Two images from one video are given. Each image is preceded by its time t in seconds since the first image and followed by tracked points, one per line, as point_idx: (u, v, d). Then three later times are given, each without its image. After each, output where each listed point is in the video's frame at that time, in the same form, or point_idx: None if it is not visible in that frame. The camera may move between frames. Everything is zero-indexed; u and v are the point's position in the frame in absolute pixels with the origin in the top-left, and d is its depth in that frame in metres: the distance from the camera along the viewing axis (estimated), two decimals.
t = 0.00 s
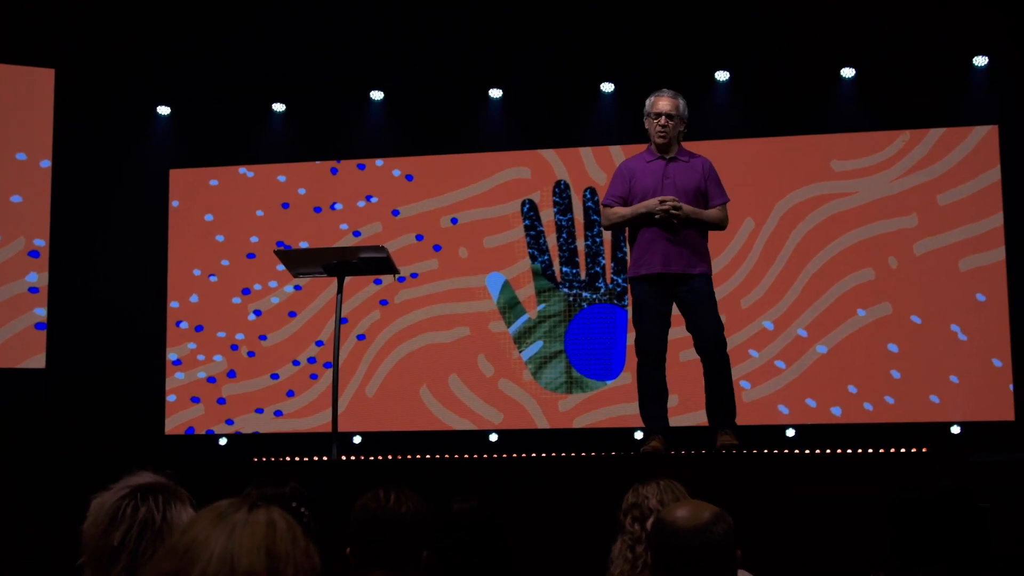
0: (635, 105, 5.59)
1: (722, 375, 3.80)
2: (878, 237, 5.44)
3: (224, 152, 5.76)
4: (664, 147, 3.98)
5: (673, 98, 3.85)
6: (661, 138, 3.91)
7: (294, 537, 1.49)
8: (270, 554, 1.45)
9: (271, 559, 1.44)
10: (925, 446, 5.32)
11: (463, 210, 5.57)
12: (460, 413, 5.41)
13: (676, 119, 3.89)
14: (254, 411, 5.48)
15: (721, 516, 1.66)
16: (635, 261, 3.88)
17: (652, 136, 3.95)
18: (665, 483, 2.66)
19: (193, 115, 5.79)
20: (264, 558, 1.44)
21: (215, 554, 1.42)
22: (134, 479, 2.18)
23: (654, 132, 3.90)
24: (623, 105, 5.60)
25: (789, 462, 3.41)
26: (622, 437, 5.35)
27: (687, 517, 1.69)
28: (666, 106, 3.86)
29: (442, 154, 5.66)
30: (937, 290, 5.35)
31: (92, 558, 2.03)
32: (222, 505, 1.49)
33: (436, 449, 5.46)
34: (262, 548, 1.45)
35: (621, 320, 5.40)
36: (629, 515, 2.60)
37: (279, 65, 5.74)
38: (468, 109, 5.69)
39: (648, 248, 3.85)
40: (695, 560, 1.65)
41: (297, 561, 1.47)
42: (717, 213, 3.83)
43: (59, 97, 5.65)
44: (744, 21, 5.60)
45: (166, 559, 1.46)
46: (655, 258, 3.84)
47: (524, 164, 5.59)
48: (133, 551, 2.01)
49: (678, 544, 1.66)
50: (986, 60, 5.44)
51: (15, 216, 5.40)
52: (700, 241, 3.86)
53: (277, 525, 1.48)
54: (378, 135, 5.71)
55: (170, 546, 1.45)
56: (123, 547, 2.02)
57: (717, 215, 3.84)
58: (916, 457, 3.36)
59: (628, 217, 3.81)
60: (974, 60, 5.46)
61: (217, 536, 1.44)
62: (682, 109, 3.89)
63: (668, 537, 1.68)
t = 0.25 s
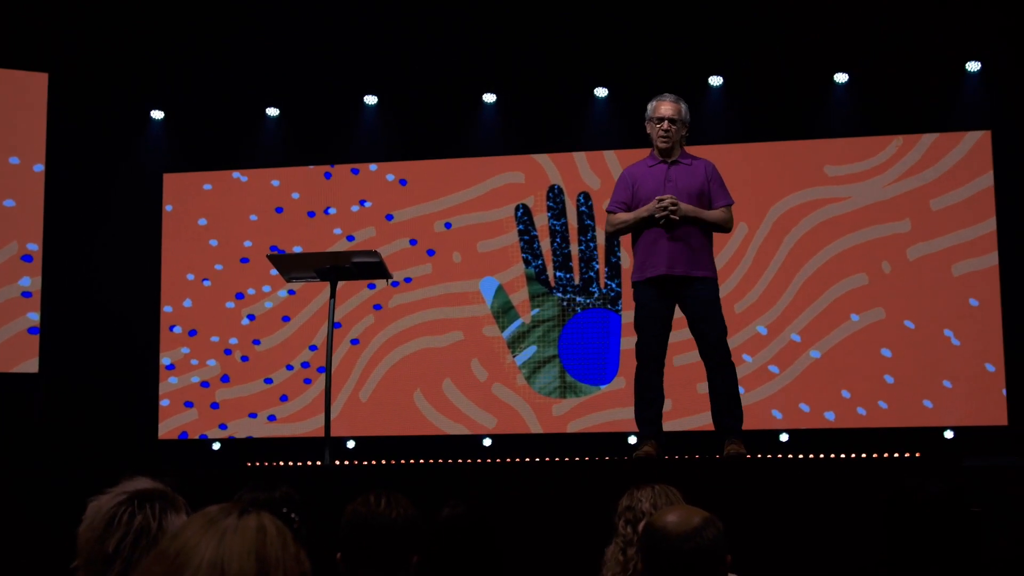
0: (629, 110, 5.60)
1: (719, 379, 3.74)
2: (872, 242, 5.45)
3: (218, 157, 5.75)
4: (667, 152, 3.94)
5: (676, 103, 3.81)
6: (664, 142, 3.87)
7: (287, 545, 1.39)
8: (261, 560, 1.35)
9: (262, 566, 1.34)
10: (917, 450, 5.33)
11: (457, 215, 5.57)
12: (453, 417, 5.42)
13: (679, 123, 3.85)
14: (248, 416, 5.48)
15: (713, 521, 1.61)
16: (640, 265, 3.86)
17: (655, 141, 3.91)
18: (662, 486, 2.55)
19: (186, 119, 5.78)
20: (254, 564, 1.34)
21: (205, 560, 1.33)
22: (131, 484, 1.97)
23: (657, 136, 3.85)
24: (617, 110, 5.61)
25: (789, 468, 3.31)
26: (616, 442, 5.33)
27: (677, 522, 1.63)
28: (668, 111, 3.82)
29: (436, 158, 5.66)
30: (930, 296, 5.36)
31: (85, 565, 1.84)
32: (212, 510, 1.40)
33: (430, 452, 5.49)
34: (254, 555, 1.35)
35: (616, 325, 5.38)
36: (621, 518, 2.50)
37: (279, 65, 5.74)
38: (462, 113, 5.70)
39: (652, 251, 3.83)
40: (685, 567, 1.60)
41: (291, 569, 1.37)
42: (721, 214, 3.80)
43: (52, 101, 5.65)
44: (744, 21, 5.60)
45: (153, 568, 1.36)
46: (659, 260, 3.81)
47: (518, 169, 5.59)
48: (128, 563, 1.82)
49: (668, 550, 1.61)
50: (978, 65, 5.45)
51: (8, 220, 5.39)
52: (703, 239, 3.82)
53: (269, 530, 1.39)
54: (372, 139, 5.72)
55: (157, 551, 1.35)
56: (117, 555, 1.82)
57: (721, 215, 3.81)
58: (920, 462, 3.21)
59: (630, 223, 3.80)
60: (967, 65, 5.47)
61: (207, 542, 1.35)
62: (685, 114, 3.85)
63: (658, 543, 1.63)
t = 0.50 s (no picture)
0: (626, 113, 5.60)
1: (720, 382, 3.73)
2: (869, 245, 5.45)
3: (215, 160, 5.75)
4: (682, 155, 3.92)
5: (691, 105, 3.80)
6: (680, 145, 3.84)
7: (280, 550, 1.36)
8: (254, 565, 1.33)
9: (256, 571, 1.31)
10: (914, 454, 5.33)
11: (455, 218, 5.57)
12: (450, 421, 5.41)
13: (695, 126, 3.83)
14: (246, 419, 5.48)
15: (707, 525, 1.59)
16: (658, 267, 3.85)
17: (670, 144, 3.88)
18: (662, 490, 2.53)
19: (183, 123, 5.77)
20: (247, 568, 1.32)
21: (198, 564, 1.30)
22: (131, 487, 1.94)
23: (673, 139, 3.83)
24: (615, 113, 5.61)
25: (787, 472, 3.30)
26: (613, 445, 5.35)
27: (672, 525, 1.61)
28: (684, 113, 3.80)
29: (433, 162, 5.67)
30: (927, 299, 5.36)
31: (80, 569, 1.80)
32: (207, 514, 1.37)
33: (427, 456, 5.49)
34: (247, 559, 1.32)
35: (613, 328, 5.41)
36: (620, 519, 2.50)
37: (277, 68, 5.75)
38: (460, 116, 5.70)
39: (669, 252, 3.82)
40: (679, 571, 1.57)
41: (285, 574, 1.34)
42: (738, 215, 3.78)
43: (49, 105, 5.65)
44: (744, 21, 5.61)
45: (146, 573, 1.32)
46: (677, 262, 3.80)
47: (515, 172, 5.60)
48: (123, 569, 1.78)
49: (662, 552, 1.59)
50: (976, 69, 5.45)
51: (5, 224, 5.38)
52: (721, 240, 3.80)
53: (261, 535, 1.36)
54: (369, 142, 5.72)
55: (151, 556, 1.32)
56: (113, 561, 1.78)
57: (739, 215, 3.79)
58: (918, 464, 3.20)
59: (646, 226, 3.79)
60: (964, 69, 5.47)
61: (201, 546, 1.32)
62: (700, 116, 3.83)
63: (653, 546, 1.60)
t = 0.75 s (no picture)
0: (624, 116, 5.61)
1: (718, 384, 3.72)
2: (866, 247, 5.45)
3: (213, 162, 5.76)
4: (686, 155, 3.92)
5: (698, 106, 3.79)
6: (686, 146, 3.85)
7: (272, 552, 1.36)
8: (246, 568, 1.32)
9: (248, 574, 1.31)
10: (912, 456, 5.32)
11: (452, 221, 5.58)
12: (448, 422, 5.42)
13: (701, 127, 3.83)
14: (242, 421, 5.47)
15: (701, 527, 1.58)
16: (659, 267, 3.84)
17: (676, 144, 3.88)
18: (662, 492, 2.52)
19: (181, 125, 5.78)
20: (239, 570, 1.31)
21: (192, 565, 1.29)
22: (125, 489, 1.93)
23: (680, 140, 3.83)
24: (612, 115, 5.62)
25: (785, 474, 3.30)
26: (611, 447, 5.34)
27: (666, 528, 1.61)
28: (690, 114, 3.80)
29: (431, 164, 5.67)
30: (924, 302, 5.36)
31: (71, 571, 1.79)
32: (200, 516, 1.36)
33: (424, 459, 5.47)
34: (240, 561, 1.32)
35: (611, 331, 5.40)
36: (619, 519, 2.49)
37: (275, 70, 5.75)
38: (458, 118, 5.70)
39: (671, 253, 3.81)
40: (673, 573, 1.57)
41: None
42: (741, 217, 3.78)
43: (46, 107, 5.65)
44: (744, 21, 5.61)
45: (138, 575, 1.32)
46: (679, 262, 3.79)
47: (513, 175, 5.60)
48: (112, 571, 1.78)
49: (656, 555, 1.58)
50: (973, 72, 5.46)
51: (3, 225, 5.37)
52: (724, 242, 3.81)
53: (255, 536, 1.36)
54: (366, 144, 5.72)
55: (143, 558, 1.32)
56: (102, 563, 1.78)
57: (742, 217, 3.79)
58: (916, 467, 3.20)
59: (650, 225, 3.79)
60: (961, 72, 5.49)
61: (195, 547, 1.31)
62: (707, 117, 3.83)
63: (647, 548, 1.60)
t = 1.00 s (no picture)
0: (621, 118, 5.62)
1: (714, 385, 3.72)
2: (864, 249, 5.45)
3: (211, 164, 5.76)
4: (682, 157, 3.92)
5: (695, 108, 3.81)
6: (682, 148, 3.85)
7: (265, 553, 1.37)
8: (240, 569, 1.33)
9: None
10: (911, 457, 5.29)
11: (450, 222, 5.58)
12: (445, 424, 5.41)
13: (699, 130, 3.84)
14: (240, 423, 5.47)
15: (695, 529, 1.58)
16: (650, 268, 3.84)
17: (672, 145, 3.89)
18: (660, 493, 2.52)
19: (179, 127, 5.79)
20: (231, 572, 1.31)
21: (185, 567, 1.29)
22: (119, 491, 1.93)
23: (677, 141, 3.84)
24: (609, 117, 5.63)
25: (781, 475, 3.30)
26: (609, 448, 5.33)
27: (660, 530, 1.61)
28: (688, 116, 3.82)
29: (428, 166, 5.68)
30: (922, 303, 5.36)
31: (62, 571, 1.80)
32: (193, 518, 1.36)
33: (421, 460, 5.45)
34: (234, 562, 1.32)
35: (608, 332, 5.40)
36: (616, 519, 2.49)
37: (273, 70, 5.74)
38: (455, 120, 5.71)
39: (662, 253, 3.81)
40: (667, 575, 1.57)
41: None
42: (734, 221, 3.78)
43: (44, 109, 5.67)
44: (743, 22, 5.61)
45: None
46: (670, 262, 3.79)
47: (510, 176, 5.60)
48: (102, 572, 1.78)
49: (650, 557, 1.58)
50: (970, 74, 5.47)
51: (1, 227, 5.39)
52: (715, 245, 3.82)
53: (248, 538, 1.36)
54: (364, 146, 5.73)
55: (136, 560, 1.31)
56: (91, 564, 1.78)
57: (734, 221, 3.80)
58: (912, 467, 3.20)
59: (641, 222, 3.79)
60: (958, 73, 5.49)
61: (187, 550, 1.31)
62: (704, 120, 3.84)
63: (641, 550, 1.60)
